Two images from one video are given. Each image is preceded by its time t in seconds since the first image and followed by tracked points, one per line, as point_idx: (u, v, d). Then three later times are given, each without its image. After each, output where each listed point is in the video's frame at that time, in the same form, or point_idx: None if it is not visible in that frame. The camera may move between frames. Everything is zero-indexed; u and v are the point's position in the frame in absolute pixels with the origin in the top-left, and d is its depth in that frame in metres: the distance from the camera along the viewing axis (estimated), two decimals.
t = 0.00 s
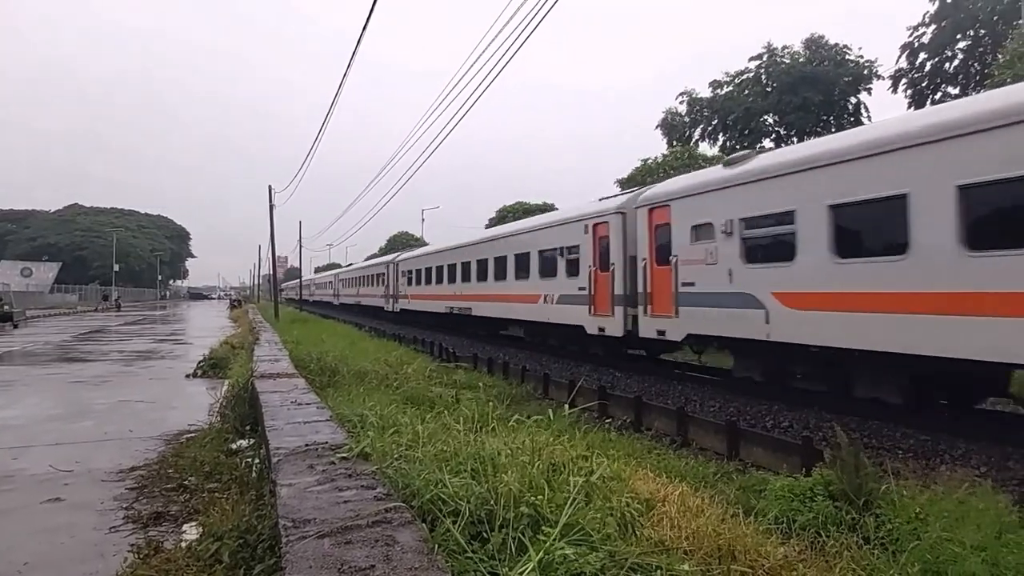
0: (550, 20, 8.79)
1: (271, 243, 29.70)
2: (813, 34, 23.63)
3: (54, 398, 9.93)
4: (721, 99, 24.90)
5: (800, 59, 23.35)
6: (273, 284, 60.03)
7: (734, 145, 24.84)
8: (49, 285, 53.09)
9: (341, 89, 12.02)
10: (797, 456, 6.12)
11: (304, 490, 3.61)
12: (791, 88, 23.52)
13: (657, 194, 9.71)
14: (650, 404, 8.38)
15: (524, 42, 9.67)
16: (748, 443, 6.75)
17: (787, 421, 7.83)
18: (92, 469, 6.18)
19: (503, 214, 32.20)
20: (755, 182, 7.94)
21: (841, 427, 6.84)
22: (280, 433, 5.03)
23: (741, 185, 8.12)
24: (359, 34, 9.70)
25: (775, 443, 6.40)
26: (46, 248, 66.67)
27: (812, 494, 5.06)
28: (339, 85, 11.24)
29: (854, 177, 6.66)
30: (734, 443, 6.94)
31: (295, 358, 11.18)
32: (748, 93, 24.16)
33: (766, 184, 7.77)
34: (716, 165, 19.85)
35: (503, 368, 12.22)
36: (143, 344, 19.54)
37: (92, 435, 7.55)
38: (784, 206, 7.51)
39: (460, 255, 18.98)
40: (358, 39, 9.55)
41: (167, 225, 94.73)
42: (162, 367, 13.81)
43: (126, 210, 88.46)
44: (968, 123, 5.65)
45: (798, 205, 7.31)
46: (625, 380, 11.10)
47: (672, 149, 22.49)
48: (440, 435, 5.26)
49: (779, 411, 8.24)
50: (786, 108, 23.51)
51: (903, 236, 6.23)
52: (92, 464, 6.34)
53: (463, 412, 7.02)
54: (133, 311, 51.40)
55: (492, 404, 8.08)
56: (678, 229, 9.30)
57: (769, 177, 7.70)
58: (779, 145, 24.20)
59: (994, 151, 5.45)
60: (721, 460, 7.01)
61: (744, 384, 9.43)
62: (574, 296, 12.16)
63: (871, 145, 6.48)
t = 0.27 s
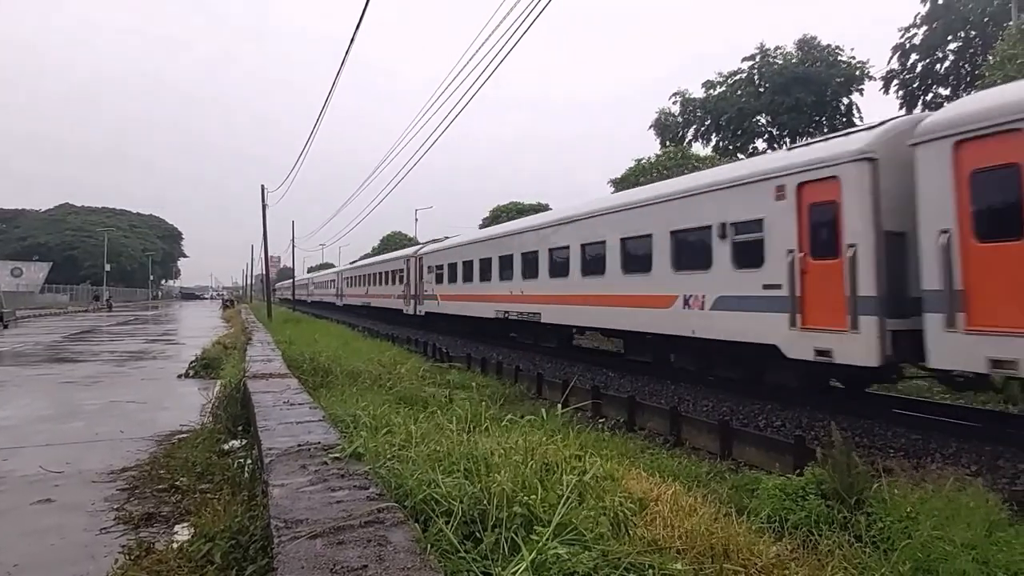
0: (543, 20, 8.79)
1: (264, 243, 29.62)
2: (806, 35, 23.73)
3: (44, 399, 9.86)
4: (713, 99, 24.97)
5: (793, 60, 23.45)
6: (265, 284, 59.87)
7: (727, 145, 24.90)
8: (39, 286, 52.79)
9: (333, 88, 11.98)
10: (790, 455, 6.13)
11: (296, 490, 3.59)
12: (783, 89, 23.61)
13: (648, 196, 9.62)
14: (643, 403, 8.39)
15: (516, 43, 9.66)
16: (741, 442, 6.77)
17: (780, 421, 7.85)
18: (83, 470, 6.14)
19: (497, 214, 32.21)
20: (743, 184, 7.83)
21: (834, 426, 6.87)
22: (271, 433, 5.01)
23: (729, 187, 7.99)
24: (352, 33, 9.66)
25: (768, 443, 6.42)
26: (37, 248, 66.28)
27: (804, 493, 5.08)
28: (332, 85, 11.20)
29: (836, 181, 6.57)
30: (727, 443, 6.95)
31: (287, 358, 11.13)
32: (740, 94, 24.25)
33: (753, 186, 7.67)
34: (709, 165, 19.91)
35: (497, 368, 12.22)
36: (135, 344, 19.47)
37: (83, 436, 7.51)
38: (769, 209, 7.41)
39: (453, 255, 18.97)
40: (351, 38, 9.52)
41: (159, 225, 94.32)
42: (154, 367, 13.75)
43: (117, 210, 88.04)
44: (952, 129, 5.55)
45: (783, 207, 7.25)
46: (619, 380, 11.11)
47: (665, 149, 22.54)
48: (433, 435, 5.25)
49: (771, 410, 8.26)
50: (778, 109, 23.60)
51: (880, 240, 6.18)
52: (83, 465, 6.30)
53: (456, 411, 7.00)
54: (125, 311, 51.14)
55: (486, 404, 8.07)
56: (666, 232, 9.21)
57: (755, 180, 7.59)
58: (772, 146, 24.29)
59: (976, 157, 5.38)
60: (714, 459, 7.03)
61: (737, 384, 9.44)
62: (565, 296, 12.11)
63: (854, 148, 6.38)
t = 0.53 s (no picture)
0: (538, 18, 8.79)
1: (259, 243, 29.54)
2: (800, 36, 23.79)
3: (37, 399, 9.81)
4: (709, 99, 25.00)
5: (787, 61, 23.51)
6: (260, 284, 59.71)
7: (722, 145, 24.94)
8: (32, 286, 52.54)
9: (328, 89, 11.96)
10: (785, 455, 6.15)
11: (291, 491, 3.58)
12: (778, 89, 23.67)
13: (645, 196, 9.54)
14: (638, 403, 8.40)
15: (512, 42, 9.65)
16: (736, 442, 6.78)
17: (775, 421, 7.87)
18: (76, 471, 6.11)
19: (492, 215, 32.19)
20: (740, 184, 7.80)
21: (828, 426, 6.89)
22: (266, 434, 4.99)
23: (728, 187, 7.93)
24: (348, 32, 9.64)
25: (763, 443, 6.43)
26: (30, 248, 65.96)
27: (799, 493, 5.09)
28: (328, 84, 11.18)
29: (835, 182, 6.60)
30: (722, 442, 6.96)
31: (282, 359, 11.11)
32: (735, 95, 24.30)
33: (752, 186, 7.62)
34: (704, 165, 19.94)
35: (492, 368, 12.21)
36: (129, 345, 19.40)
37: (76, 437, 7.47)
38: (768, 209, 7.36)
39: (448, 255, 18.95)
40: (346, 38, 9.50)
41: (153, 225, 93.99)
42: (147, 368, 13.69)
43: (111, 210, 87.67)
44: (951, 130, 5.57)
45: (782, 207, 7.23)
46: (614, 380, 11.12)
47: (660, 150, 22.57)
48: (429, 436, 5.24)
49: (766, 410, 8.27)
50: (773, 109, 23.65)
51: (877, 240, 6.23)
52: (76, 466, 6.27)
53: (451, 412, 6.99)
54: (117, 311, 50.94)
55: (481, 405, 8.06)
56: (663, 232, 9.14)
57: (754, 179, 7.54)
58: (767, 146, 24.33)
59: (975, 159, 5.40)
60: (709, 459, 7.04)
61: (731, 384, 9.46)
62: (560, 297, 12.06)
63: (854, 148, 6.39)
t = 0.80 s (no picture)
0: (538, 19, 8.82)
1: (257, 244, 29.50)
2: (799, 36, 23.84)
3: (36, 400, 9.80)
4: (707, 100, 25.02)
5: (786, 61, 23.55)
6: (259, 285, 59.67)
7: (720, 146, 24.96)
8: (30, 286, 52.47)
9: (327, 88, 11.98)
10: (784, 455, 6.15)
11: (290, 491, 3.58)
12: (777, 90, 23.70)
13: (645, 196, 9.52)
14: (637, 403, 8.40)
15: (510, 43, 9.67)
16: (735, 442, 6.78)
17: (773, 420, 7.88)
18: (75, 471, 6.11)
19: (491, 215, 32.20)
20: (740, 183, 7.78)
21: (826, 425, 6.89)
22: (266, 434, 4.99)
23: (729, 187, 7.90)
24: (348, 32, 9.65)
25: (762, 443, 6.44)
26: (28, 248, 65.93)
27: (797, 493, 5.09)
28: (327, 83, 11.18)
29: (834, 181, 6.58)
30: (721, 442, 6.96)
31: (280, 359, 11.09)
32: (734, 95, 24.34)
33: (753, 186, 7.58)
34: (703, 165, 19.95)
35: (491, 368, 12.22)
36: (127, 346, 19.39)
37: (74, 437, 7.47)
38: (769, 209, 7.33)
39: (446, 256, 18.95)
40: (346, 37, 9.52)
41: (152, 225, 93.97)
42: (146, 369, 13.67)
43: (109, 211, 87.61)
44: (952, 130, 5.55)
45: (782, 208, 7.20)
46: (613, 380, 11.12)
47: (658, 150, 22.58)
48: (427, 436, 5.24)
49: (764, 410, 8.27)
50: (772, 110, 23.67)
51: (879, 240, 6.22)
52: (75, 466, 6.27)
53: (450, 412, 7.00)
54: (115, 312, 50.86)
55: (480, 405, 8.07)
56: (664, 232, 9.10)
57: (756, 179, 7.51)
58: (765, 146, 24.35)
59: (976, 160, 5.39)
60: (708, 459, 7.04)
61: (729, 384, 9.45)
62: (560, 297, 12.05)
63: (854, 148, 6.37)
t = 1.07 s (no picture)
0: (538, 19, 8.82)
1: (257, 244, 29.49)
2: (798, 36, 23.84)
3: (35, 400, 9.79)
4: (707, 100, 25.01)
5: (786, 61, 23.55)
6: (259, 285, 59.65)
7: (720, 146, 24.95)
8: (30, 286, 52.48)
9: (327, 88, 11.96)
10: (784, 455, 6.15)
11: (290, 492, 3.58)
12: (776, 89, 23.69)
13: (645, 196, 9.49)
14: (637, 403, 8.40)
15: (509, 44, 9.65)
16: (735, 442, 6.78)
17: (773, 421, 7.87)
18: (75, 471, 6.11)
19: (491, 215, 32.21)
20: (740, 184, 7.77)
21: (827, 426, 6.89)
22: (265, 435, 4.99)
23: (731, 187, 7.86)
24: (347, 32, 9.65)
25: (762, 443, 6.43)
26: (28, 249, 65.93)
27: (797, 493, 5.09)
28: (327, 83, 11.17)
29: (834, 181, 6.57)
30: (721, 442, 6.96)
31: (280, 360, 11.09)
32: (734, 95, 24.33)
33: (755, 186, 7.54)
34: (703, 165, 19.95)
35: (491, 368, 12.22)
36: (126, 346, 19.39)
37: (74, 437, 7.46)
38: (769, 209, 7.29)
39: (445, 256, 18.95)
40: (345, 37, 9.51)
41: (152, 225, 93.98)
42: (146, 369, 13.66)
43: (109, 211, 87.59)
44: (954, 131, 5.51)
45: (783, 208, 7.16)
46: (613, 380, 11.11)
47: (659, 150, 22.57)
48: (427, 436, 5.23)
49: (763, 409, 8.27)
50: (771, 110, 23.66)
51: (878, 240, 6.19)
52: (75, 467, 6.27)
53: (450, 412, 6.99)
54: (115, 312, 50.85)
55: (479, 405, 8.06)
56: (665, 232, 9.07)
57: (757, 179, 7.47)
58: (765, 146, 24.34)
59: (975, 160, 5.36)
60: (708, 459, 7.04)
61: (730, 383, 9.45)
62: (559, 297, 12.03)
63: (854, 149, 6.36)
